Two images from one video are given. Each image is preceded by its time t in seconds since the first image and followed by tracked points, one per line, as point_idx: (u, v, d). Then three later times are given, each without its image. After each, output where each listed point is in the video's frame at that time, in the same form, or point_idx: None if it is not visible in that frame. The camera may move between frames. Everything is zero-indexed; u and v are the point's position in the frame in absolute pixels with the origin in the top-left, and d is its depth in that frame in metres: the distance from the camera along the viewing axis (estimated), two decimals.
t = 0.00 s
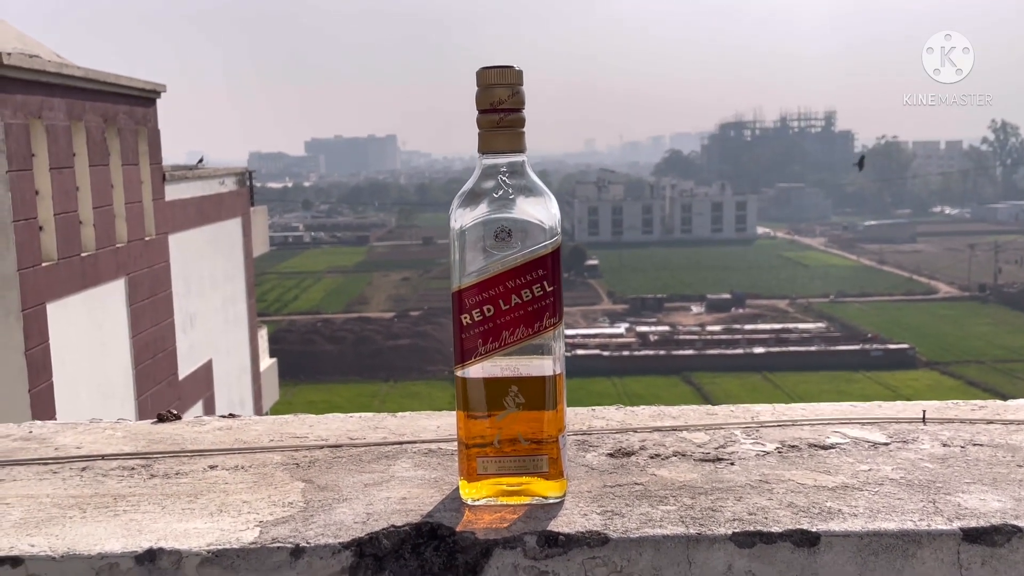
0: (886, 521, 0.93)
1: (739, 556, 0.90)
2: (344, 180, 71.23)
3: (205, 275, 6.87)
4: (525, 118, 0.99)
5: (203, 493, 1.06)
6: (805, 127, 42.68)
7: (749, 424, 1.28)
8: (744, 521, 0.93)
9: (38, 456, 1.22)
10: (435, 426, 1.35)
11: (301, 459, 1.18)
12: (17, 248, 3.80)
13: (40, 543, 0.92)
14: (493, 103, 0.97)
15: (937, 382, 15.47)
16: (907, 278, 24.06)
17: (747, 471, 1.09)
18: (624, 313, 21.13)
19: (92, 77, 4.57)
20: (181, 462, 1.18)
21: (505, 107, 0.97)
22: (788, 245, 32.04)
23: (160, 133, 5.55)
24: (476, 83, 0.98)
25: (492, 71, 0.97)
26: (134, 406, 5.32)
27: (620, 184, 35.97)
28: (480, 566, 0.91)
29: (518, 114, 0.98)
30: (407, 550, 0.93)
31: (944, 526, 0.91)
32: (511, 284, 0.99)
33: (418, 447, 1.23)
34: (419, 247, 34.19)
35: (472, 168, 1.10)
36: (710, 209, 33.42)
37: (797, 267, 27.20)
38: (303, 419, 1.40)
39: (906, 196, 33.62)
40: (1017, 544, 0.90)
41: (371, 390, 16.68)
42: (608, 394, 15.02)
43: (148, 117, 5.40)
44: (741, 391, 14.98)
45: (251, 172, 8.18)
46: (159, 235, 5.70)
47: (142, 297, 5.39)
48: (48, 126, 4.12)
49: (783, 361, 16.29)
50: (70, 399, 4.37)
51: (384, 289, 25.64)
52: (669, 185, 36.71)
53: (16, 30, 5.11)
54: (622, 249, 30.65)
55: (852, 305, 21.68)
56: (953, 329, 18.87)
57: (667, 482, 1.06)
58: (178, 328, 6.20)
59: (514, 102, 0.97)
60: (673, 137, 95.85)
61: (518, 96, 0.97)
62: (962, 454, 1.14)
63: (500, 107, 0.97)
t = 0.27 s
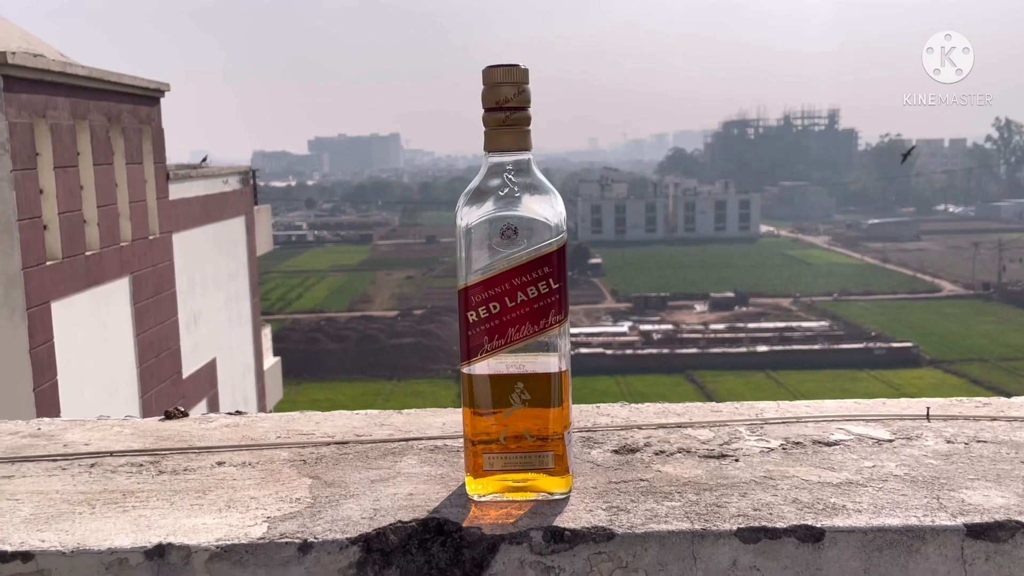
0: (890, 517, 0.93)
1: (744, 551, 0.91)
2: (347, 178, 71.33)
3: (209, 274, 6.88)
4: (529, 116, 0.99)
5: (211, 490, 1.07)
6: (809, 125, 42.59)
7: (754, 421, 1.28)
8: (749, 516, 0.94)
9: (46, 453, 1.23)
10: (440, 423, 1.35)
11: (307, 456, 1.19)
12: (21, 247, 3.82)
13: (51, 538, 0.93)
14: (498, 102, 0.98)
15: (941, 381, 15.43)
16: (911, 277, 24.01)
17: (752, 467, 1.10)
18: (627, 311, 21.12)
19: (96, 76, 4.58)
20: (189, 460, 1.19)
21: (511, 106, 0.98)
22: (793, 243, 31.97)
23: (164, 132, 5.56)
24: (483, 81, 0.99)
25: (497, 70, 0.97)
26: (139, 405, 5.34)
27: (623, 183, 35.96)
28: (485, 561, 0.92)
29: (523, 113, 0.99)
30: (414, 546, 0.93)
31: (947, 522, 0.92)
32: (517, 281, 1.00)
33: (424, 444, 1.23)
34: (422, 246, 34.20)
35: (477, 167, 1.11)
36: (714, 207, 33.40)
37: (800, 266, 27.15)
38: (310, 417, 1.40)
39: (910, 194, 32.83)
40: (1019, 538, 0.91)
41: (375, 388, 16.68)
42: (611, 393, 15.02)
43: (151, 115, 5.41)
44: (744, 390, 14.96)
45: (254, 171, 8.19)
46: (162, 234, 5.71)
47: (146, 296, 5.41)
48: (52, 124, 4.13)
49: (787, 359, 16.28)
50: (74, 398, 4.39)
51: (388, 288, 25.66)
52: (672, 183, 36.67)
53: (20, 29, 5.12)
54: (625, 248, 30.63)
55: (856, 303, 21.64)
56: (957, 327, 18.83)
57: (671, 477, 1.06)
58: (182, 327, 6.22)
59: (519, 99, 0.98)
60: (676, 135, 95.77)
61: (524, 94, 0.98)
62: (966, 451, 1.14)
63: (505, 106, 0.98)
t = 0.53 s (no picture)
0: (892, 514, 0.93)
1: (745, 548, 0.91)
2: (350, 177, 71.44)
3: (212, 273, 6.89)
4: (531, 113, 0.99)
5: (214, 487, 1.08)
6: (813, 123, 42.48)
7: (757, 419, 1.28)
8: (749, 514, 0.94)
9: (50, 451, 1.24)
10: (443, 420, 1.35)
11: (309, 454, 1.19)
12: (26, 246, 3.83)
13: (54, 535, 0.93)
14: (499, 100, 0.98)
15: (946, 379, 15.38)
16: (915, 275, 23.96)
17: (753, 464, 1.10)
18: (631, 310, 21.11)
19: (99, 76, 4.59)
20: (192, 457, 1.20)
21: (512, 103, 0.98)
22: (797, 241, 31.92)
23: (167, 131, 5.57)
24: (484, 79, 0.99)
25: (499, 67, 0.97)
26: (143, 403, 5.34)
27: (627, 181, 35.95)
28: (486, 559, 0.92)
29: (524, 111, 0.99)
30: (416, 543, 0.94)
31: (949, 518, 0.92)
32: (518, 279, 1.00)
33: (426, 442, 1.23)
34: (426, 244, 34.19)
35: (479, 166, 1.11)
36: (717, 205, 33.38)
37: (805, 264, 27.09)
38: (314, 414, 1.41)
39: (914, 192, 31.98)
40: (1023, 536, 0.91)
41: (379, 386, 16.69)
42: (614, 391, 15.02)
43: (155, 115, 5.41)
44: (748, 389, 14.93)
45: (258, 170, 8.20)
46: (166, 233, 5.71)
47: (150, 295, 5.41)
48: (56, 124, 4.14)
49: (791, 357, 16.23)
50: (78, 397, 4.39)
51: (391, 287, 25.69)
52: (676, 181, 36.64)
53: (24, 28, 5.13)
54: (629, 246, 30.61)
55: (860, 301, 21.59)
56: (962, 325, 18.77)
57: (672, 475, 1.07)
58: (186, 326, 6.22)
59: (520, 97, 0.98)
60: (679, 132, 95.66)
61: (525, 92, 0.98)
62: (968, 447, 1.14)
63: (507, 103, 0.98)
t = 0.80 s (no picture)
0: (889, 511, 0.93)
1: (742, 546, 0.91)
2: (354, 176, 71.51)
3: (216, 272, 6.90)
4: (528, 113, 0.99)
5: (213, 486, 1.08)
6: (817, 120, 42.38)
7: (755, 417, 1.29)
8: (748, 512, 0.94)
9: (52, 450, 1.24)
10: (442, 419, 1.35)
11: (309, 452, 1.20)
12: (29, 245, 3.84)
13: (54, 534, 0.94)
14: (496, 99, 0.98)
15: (950, 377, 15.33)
16: (920, 273, 23.91)
17: (750, 462, 1.10)
18: (634, 308, 21.10)
19: (103, 76, 4.60)
20: (193, 456, 1.20)
21: (508, 102, 0.98)
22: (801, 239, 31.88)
23: (170, 130, 5.58)
24: (481, 77, 0.99)
25: (497, 66, 0.97)
26: (146, 402, 5.35)
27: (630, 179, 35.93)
28: (485, 557, 0.92)
29: (522, 109, 0.99)
30: (414, 540, 0.94)
31: (947, 515, 0.92)
32: (515, 277, 1.00)
33: (425, 440, 1.24)
34: (429, 243, 34.23)
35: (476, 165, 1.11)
36: (721, 203, 33.35)
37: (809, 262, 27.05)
38: (314, 412, 1.41)
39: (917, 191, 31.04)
40: (1020, 533, 0.91)
41: (382, 385, 16.72)
42: (618, 389, 15.04)
43: (158, 114, 5.42)
44: (751, 386, 14.93)
45: (261, 169, 8.21)
46: (169, 233, 5.72)
47: (154, 294, 5.43)
48: (59, 123, 4.15)
49: (795, 355, 16.20)
50: (82, 395, 4.40)
51: (395, 285, 25.71)
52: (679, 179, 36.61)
53: (27, 28, 5.15)
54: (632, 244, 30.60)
55: (864, 299, 21.54)
56: (966, 323, 18.73)
57: (671, 473, 1.07)
58: (189, 325, 6.24)
59: (517, 96, 0.98)
60: (683, 130, 95.54)
61: (522, 92, 0.98)
62: (966, 445, 1.14)
63: (503, 102, 0.98)
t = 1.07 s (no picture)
0: (895, 508, 0.93)
1: (748, 543, 0.91)
2: (359, 174, 71.57)
3: (222, 269, 6.92)
4: (534, 110, 1.00)
5: (220, 483, 1.08)
6: (822, 117, 42.21)
7: (762, 413, 1.29)
8: (754, 509, 0.94)
9: (60, 448, 1.25)
10: (449, 415, 1.36)
11: (316, 449, 1.20)
12: (35, 243, 3.85)
13: (62, 532, 0.94)
14: (502, 97, 0.98)
15: (956, 374, 15.29)
16: (926, 269, 23.89)
17: (757, 459, 1.10)
18: (639, 305, 21.10)
19: (109, 74, 4.61)
20: (200, 454, 1.21)
21: (514, 100, 0.98)
22: (806, 236, 31.79)
23: (176, 128, 5.60)
24: (487, 76, 0.99)
25: (502, 63, 0.98)
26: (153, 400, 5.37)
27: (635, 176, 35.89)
28: (491, 552, 0.93)
29: (527, 108, 0.99)
30: (421, 538, 0.94)
31: (951, 513, 0.92)
32: (521, 276, 1.00)
33: (431, 438, 1.24)
34: (434, 241, 34.26)
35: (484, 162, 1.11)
36: (726, 200, 33.29)
37: (814, 258, 27.00)
38: (320, 411, 1.41)
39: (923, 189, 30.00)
40: None
41: (387, 382, 16.75)
42: (623, 386, 15.04)
43: (163, 112, 5.43)
44: (756, 383, 14.89)
45: (266, 166, 8.22)
46: (175, 230, 5.73)
47: (159, 292, 5.44)
48: (65, 121, 4.16)
49: (800, 353, 16.20)
50: (88, 393, 4.41)
51: (400, 283, 25.75)
52: (684, 176, 36.56)
53: (32, 25, 5.16)
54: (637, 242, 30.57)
55: (869, 295, 21.50)
56: (972, 319, 18.68)
57: (677, 470, 1.07)
58: (195, 323, 6.26)
59: (523, 94, 0.98)
60: (689, 127, 95.30)
61: (528, 90, 0.98)
62: (972, 443, 1.14)
63: (509, 101, 0.98)
